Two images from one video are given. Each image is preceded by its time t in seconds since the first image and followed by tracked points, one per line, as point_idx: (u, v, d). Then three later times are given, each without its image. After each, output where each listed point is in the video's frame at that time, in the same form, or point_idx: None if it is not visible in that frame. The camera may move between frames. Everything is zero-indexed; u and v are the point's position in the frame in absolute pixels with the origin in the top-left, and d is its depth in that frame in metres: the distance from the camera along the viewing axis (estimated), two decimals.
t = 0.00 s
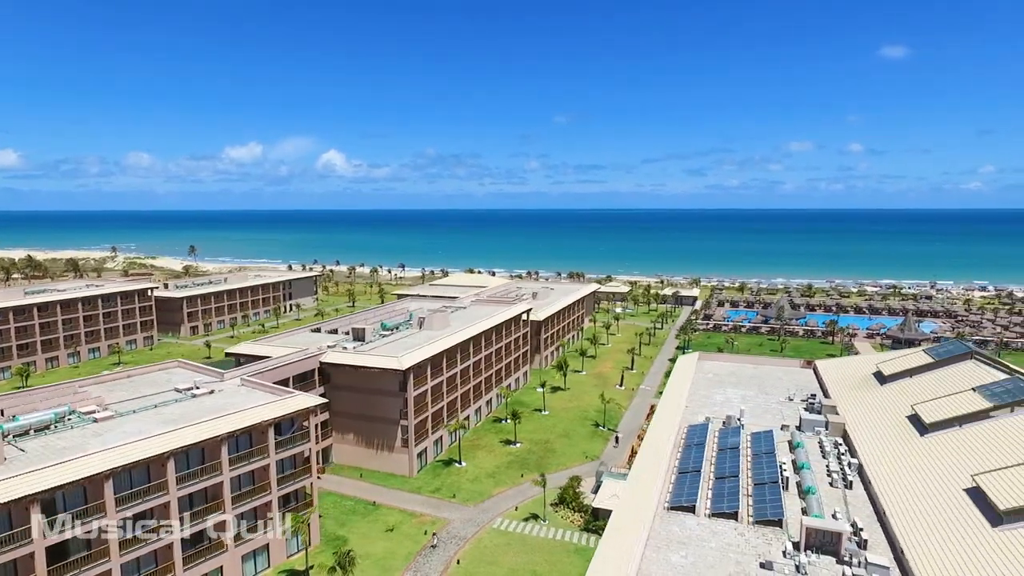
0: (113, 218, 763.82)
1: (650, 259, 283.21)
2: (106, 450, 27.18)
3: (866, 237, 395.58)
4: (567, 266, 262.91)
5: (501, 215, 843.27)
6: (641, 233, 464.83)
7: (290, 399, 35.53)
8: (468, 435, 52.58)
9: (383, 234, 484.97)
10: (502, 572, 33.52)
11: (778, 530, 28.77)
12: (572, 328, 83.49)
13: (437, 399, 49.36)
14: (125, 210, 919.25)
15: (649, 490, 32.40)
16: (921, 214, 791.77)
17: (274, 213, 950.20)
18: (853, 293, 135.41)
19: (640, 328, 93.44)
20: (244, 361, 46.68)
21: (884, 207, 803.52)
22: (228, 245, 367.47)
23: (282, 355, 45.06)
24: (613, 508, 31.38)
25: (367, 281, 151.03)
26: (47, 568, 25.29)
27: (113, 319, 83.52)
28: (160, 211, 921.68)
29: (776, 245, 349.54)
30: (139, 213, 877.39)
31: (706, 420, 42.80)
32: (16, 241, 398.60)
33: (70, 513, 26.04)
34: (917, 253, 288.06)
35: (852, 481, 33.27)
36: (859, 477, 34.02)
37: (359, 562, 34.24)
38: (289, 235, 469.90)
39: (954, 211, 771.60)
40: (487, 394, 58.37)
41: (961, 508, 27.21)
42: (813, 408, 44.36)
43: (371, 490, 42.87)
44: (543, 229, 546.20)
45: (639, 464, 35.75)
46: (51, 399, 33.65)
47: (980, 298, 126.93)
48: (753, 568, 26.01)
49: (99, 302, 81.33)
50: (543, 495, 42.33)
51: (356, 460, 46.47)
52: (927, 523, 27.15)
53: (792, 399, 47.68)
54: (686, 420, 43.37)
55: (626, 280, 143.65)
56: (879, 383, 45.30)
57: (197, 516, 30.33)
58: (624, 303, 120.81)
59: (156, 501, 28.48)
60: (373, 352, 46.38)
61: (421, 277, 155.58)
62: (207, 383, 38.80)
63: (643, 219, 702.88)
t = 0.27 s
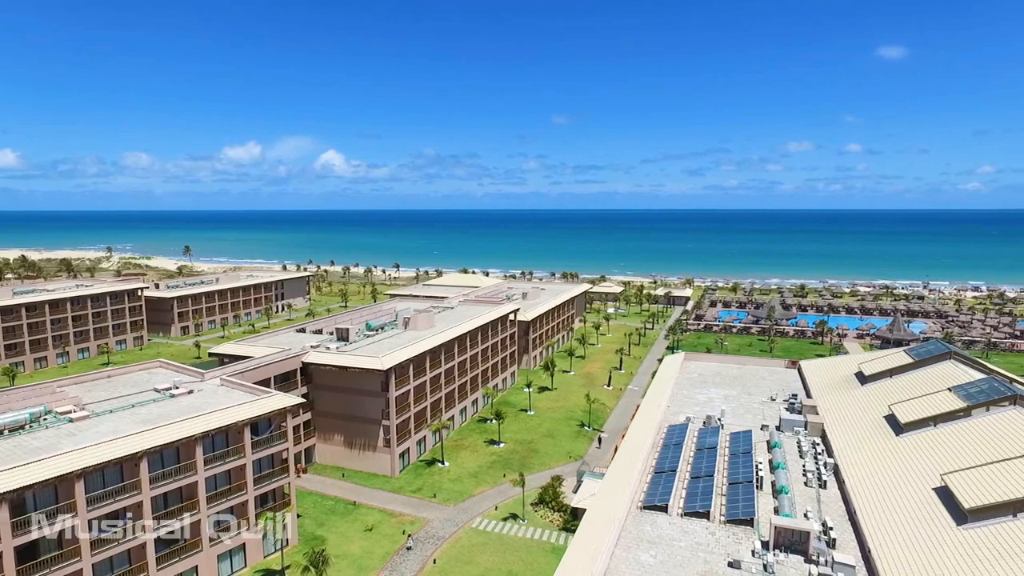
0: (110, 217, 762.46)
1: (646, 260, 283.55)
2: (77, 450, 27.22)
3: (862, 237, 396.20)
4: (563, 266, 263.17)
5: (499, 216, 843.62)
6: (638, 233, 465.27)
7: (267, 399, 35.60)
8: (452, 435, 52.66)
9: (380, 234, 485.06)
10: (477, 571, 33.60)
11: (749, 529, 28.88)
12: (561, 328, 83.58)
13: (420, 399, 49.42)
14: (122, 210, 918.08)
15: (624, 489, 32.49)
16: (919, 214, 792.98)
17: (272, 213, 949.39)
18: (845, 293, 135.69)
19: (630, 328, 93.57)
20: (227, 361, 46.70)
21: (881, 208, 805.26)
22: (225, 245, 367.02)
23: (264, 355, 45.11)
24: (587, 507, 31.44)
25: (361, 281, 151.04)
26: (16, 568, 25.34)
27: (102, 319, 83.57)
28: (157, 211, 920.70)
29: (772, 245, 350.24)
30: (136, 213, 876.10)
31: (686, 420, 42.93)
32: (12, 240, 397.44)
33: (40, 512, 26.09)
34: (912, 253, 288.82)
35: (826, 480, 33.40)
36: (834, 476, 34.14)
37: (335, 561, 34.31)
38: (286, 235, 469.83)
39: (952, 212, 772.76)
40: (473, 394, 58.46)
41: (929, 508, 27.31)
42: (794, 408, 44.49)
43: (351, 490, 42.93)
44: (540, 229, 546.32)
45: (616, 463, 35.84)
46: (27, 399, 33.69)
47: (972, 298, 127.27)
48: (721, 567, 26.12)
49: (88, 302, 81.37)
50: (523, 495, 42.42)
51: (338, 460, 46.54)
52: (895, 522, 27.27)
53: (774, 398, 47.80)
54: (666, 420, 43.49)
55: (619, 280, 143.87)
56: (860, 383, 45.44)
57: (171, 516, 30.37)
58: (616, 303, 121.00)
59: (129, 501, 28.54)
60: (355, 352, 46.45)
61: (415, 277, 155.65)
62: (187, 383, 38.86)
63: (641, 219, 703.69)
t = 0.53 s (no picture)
0: (108, 217, 762.87)
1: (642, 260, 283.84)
2: (49, 450, 27.22)
3: (859, 238, 396.68)
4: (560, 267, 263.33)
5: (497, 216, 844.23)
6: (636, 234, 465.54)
7: (245, 398, 35.69)
8: (437, 435, 52.78)
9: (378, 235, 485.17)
10: (453, 571, 33.70)
11: (720, 528, 28.99)
12: (551, 329, 83.66)
13: (404, 398, 49.55)
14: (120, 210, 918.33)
15: (599, 488, 32.53)
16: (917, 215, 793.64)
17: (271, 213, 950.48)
18: (838, 294, 135.98)
19: (621, 329, 93.74)
20: (210, 361, 46.75)
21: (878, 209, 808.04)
22: (222, 246, 367.21)
23: (246, 356, 45.18)
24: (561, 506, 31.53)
25: (355, 282, 151.18)
26: None
27: (92, 319, 83.62)
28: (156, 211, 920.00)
29: (769, 245, 350.89)
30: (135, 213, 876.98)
31: (667, 420, 43.06)
32: (9, 240, 396.88)
33: (11, 512, 26.14)
34: (908, 254, 289.36)
35: (801, 480, 33.54)
36: (809, 476, 34.24)
37: (312, 561, 34.42)
38: (284, 235, 469.84)
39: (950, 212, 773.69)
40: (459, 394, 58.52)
41: (898, 508, 27.41)
42: (775, 408, 44.64)
43: (333, 489, 43.03)
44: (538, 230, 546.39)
45: (594, 462, 35.90)
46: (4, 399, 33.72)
47: (964, 298, 127.60)
48: (689, 566, 26.24)
49: (78, 302, 81.42)
50: (504, 495, 42.51)
51: (321, 459, 46.64)
52: (864, 521, 27.38)
53: (757, 398, 47.94)
54: (647, 419, 43.59)
55: (613, 280, 144.06)
56: (841, 383, 45.58)
57: (145, 515, 30.44)
58: (609, 303, 121.24)
59: (102, 501, 28.62)
60: (338, 352, 46.54)
61: (410, 277, 155.77)
62: (166, 383, 38.93)
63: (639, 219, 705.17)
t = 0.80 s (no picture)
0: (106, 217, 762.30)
1: (639, 261, 283.97)
2: (20, 450, 27.23)
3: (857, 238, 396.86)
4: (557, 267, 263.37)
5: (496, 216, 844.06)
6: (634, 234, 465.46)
7: (223, 399, 35.76)
8: (421, 435, 52.87)
9: (376, 235, 485.33)
10: (429, 570, 33.79)
11: (691, 528, 29.10)
12: (542, 329, 83.71)
13: (387, 398, 49.62)
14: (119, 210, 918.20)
15: (573, 487, 32.62)
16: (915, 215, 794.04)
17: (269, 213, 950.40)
18: (832, 294, 136.05)
19: (613, 329, 93.80)
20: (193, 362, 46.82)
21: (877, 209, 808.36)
22: (219, 246, 366.95)
23: (228, 356, 45.23)
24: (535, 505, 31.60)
25: (350, 282, 151.16)
26: None
27: (82, 319, 83.74)
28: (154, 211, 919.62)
29: (766, 246, 350.97)
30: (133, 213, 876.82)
31: (647, 420, 43.13)
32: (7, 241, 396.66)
33: None
34: (905, 254, 289.41)
35: (776, 479, 33.63)
36: (784, 476, 34.35)
37: (289, 560, 34.53)
38: (282, 236, 469.84)
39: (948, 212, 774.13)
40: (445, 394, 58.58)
41: (866, 507, 27.52)
42: (756, 408, 44.76)
43: (314, 489, 43.12)
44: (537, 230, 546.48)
45: (571, 461, 35.99)
46: None
47: (958, 298, 127.63)
48: (657, 566, 26.33)
49: (68, 303, 81.54)
50: (484, 495, 42.58)
51: (304, 459, 46.72)
52: (833, 520, 27.47)
53: (739, 398, 48.03)
54: (628, 420, 43.68)
55: (607, 280, 144.13)
56: (822, 383, 45.66)
57: (119, 515, 30.51)
58: (602, 303, 121.30)
59: (74, 500, 28.67)
60: (321, 352, 46.63)
61: (404, 277, 155.73)
62: (146, 383, 38.99)
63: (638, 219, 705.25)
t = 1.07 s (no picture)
0: (104, 217, 761.33)
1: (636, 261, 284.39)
2: None
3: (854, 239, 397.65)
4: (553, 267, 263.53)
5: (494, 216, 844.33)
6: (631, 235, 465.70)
7: (201, 398, 35.84)
8: (406, 435, 52.97)
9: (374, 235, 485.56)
10: (405, 570, 33.87)
11: (663, 528, 29.21)
12: (532, 329, 83.88)
13: (371, 398, 49.71)
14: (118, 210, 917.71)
15: (549, 487, 32.75)
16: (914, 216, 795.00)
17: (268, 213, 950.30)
18: (825, 295, 136.32)
19: (604, 329, 93.95)
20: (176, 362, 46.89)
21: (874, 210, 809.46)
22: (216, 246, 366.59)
23: (211, 356, 45.32)
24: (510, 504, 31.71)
25: (344, 282, 151.18)
26: None
27: (72, 320, 83.89)
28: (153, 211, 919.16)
29: (763, 246, 351.35)
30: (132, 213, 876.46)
31: (628, 420, 43.26)
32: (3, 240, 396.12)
33: None
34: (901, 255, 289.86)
35: (751, 480, 33.77)
36: (760, 476, 34.48)
37: (266, 560, 34.58)
38: (280, 236, 470.08)
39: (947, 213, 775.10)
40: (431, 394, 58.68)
41: (836, 507, 27.65)
42: (737, 408, 44.91)
43: (296, 489, 43.22)
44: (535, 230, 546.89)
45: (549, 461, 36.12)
46: None
47: (949, 299, 127.92)
48: (626, 565, 26.45)
49: (57, 303, 81.69)
50: (465, 495, 42.65)
51: (286, 459, 46.81)
52: (802, 520, 27.59)
53: (721, 398, 48.22)
54: (609, 420, 43.78)
55: (601, 280, 144.31)
56: (804, 383, 45.80)
57: (94, 515, 30.55)
58: (595, 304, 121.48)
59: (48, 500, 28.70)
60: (304, 352, 46.73)
61: (399, 278, 155.78)
62: (125, 383, 39.05)
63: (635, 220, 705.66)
